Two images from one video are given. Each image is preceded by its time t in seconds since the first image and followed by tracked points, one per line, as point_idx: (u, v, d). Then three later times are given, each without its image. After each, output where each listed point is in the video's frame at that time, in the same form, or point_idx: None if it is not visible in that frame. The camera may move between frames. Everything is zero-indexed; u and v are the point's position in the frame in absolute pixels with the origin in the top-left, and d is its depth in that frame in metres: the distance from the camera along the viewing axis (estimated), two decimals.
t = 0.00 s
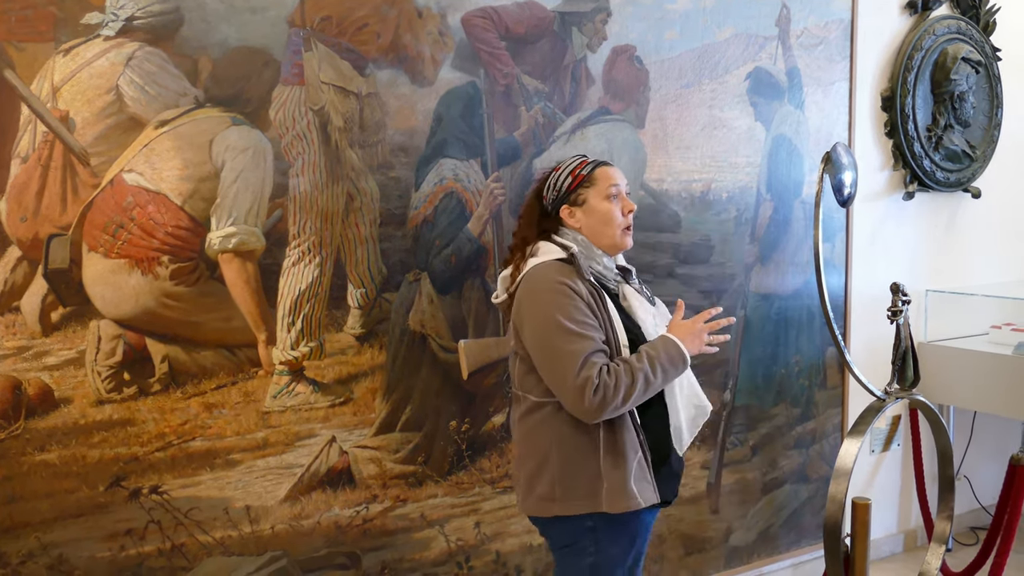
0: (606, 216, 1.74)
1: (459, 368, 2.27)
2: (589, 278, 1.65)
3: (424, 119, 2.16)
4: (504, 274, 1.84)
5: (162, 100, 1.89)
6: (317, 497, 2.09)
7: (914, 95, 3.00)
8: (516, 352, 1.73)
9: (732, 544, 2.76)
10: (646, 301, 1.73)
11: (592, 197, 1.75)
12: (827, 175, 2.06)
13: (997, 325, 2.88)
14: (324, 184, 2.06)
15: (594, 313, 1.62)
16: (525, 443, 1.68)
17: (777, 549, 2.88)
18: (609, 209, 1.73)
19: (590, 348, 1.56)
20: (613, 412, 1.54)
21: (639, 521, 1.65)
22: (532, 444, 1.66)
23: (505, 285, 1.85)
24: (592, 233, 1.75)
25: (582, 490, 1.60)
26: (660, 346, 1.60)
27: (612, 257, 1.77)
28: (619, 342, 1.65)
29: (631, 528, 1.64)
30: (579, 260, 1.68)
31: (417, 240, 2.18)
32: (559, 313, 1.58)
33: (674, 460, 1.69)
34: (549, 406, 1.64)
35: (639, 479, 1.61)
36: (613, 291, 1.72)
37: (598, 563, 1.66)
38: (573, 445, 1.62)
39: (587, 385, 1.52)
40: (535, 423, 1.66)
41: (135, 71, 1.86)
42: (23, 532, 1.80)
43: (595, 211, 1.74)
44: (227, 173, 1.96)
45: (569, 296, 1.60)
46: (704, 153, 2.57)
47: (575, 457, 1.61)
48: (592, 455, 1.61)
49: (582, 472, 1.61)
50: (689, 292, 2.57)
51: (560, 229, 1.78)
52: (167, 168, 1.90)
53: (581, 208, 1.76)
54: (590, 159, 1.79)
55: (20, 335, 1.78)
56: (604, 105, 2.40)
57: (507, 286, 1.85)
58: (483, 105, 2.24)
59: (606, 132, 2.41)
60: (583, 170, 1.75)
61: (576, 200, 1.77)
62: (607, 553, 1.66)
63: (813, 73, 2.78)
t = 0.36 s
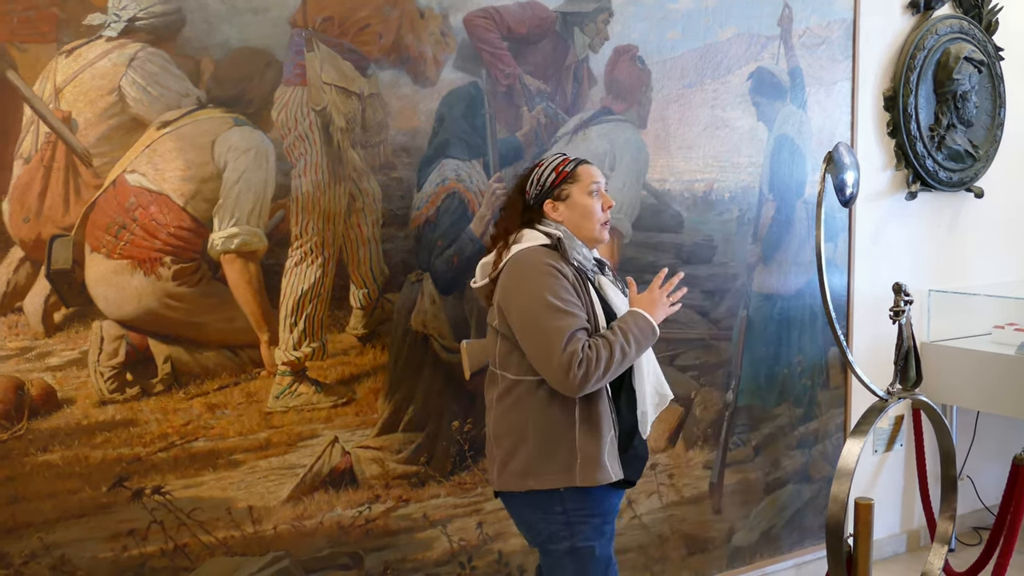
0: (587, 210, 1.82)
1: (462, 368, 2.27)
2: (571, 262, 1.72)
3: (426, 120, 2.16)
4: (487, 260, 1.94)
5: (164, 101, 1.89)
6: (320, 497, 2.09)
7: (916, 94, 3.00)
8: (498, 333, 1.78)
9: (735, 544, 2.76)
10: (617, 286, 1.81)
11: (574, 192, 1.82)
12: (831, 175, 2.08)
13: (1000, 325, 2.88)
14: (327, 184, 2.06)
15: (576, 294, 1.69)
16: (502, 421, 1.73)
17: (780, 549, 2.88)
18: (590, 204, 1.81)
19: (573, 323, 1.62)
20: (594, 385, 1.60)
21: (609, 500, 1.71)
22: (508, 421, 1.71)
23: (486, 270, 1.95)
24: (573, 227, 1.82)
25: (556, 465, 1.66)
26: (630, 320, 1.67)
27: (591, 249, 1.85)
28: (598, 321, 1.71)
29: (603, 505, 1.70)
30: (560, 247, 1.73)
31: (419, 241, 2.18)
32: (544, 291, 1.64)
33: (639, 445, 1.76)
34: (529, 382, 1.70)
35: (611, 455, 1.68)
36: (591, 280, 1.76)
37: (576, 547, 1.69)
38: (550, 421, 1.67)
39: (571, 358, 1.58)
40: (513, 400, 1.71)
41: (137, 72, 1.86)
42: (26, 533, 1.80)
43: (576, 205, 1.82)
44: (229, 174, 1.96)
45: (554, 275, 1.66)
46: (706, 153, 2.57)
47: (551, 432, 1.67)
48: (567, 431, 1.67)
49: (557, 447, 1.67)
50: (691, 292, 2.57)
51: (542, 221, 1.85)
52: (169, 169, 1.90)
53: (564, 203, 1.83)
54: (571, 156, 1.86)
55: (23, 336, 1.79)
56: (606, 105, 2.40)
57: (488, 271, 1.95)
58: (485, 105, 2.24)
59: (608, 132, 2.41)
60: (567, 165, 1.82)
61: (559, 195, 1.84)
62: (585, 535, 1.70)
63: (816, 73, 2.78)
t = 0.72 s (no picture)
0: (578, 210, 1.82)
1: (465, 369, 2.27)
2: (565, 256, 1.72)
3: (429, 120, 2.16)
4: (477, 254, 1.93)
5: (168, 102, 1.89)
6: (323, 497, 2.09)
7: (920, 94, 2.99)
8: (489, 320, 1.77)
9: (738, 544, 2.76)
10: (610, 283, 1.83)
11: (567, 191, 1.83)
12: (834, 175, 2.08)
13: (1003, 325, 2.89)
14: (330, 184, 2.06)
15: (570, 287, 1.69)
16: (497, 412, 1.73)
17: (783, 550, 2.88)
18: (580, 203, 1.82)
19: (568, 316, 1.62)
20: (585, 377, 1.61)
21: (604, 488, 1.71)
22: (503, 411, 1.71)
23: (477, 266, 1.94)
24: (564, 225, 1.82)
25: (552, 452, 1.67)
26: (624, 323, 1.69)
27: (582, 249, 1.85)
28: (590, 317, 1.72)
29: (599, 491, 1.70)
30: (553, 242, 1.74)
31: (422, 241, 2.18)
32: (540, 281, 1.64)
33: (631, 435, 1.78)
34: (523, 372, 1.70)
35: (605, 441, 1.68)
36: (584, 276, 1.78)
37: (574, 535, 1.69)
38: (544, 410, 1.68)
39: (566, 349, 1.58)
40: (507, 390, 1.71)
41: (141, 72, 1.86)
42: (30, 532, 1.80)
43: (569, 204, 1.82)
44: (232, 174, 1.96)
45: (550, 267, 1.67)
46: (709, 153, 2.57)
47: (546, 421, 1.68)
48: (561, 419, 1.68)
49: (552, 435, 1.67)
50: (694, 292, 2.57)
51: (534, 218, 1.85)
52: (172, 169, 1.90)
53: (556, 201, 1.84)
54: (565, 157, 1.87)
55: (27, 336, 1.79)
56: (609, 105, 2.40)
57: (479, 266, 1.94)
58: (488, 105, 2.24)
59: (611, 132, 2.41)
60: (560, 165, 1.83)
61: (551, 194, 1.84)
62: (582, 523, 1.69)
63: (819, 73, 2.78)
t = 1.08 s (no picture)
0: (578, 209, 1.82)
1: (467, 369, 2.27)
2: (568, 254, 1.73)
3: (430, 120, 2.16)
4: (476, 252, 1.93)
5: (169, 103, 1.89)
6: (325, 498, 2.09)
7: (922, 94, 2.99)
8: (492, 321, 1.76)
9: (741, 544, 2.76)
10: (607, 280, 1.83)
11: (567, 190, 1.83)
12: (832, 175, 2.08)
13: (1005, 324, 2.86)
14: (331, 185, 2.06)
15: (575, 284, 1.70)
16: (501, 408, 1.72)
17: (786, 549, 2.88)
18: (580, 202, 1.82)
19: (575, 312, 1.63)
20: (592, 372, 1.61)
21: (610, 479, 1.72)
22: (508, 408, 1.71)
23: (473, 263, 1.93)
24: (563, 224, 1.83)
25: (560, 447, 1.67)
26: (628, 320, 1.70)
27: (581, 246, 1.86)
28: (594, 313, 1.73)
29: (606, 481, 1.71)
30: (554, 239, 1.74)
31: (424, 241, 2.18)
32: (546, 278, 1.64)
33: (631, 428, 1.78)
34: (527, 368, 1.70)
35: (612, 435, 1.70)
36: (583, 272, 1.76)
37: (583, 529, 1.69)
38: (550, 405, 1.68)
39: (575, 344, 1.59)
40: (512, 387, 1.71)
41: (142, 73, 1.86)
42: (32, 533, 1.80)
43: (568, 202, 1.83)
44: (234, 175, 1.96)
45: (555, 264, 1.67)
46: (710, 153, 2.57)
47: (552, 416, 1.68)
48: (567, 414, 1.69)
49: (559, 430, 1.68)
50: (696, 292, 2.57)
51: (534, 217, 1.85)
52: (174, 170, 1.90)
53: (556, 200, 1.83)
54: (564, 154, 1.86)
55: (29, 337, 1.79)
56: (610, 106, 2.40)
57: (476, 265, 1.93)
58: (489, 106, 2.24)
59: (612, 133, 2.41)
60: (560, 164, 1.83)
61: (551, 192, 1.83)
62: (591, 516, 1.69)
63: (820, 72, 2.78)
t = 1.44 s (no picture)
0: (584, 209, 1.83)
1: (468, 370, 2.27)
2: (578, 254, 1.73)
3: (433, 121, 2.16)
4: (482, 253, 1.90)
5: (172, 103, 1.89)
6: (327, 498, 2.09)
7: (924, 95, 2.99)
8: (504, 323, 1.75)
9: (742, 545, 2.76)
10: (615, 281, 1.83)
11: (573, 190, 1.83)
12: (835, 177, 2.08)
13: (1007, 326, 2.85)
14: (334, 185, 2.07)
15: (586, 284, 1.70)
16: (515, 409, 1.71)
17: (787, 551, 2.88)
18: (586, 202, 1.83)
19: (587, 311, 1.63)
20: (604, 372, 1.61)
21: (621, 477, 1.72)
22: (522, 410, 1.70)
23: (477, 266, 1.90)
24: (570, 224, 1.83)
25: (575, 447, 1.67)
26: (639, 318, 1.70)
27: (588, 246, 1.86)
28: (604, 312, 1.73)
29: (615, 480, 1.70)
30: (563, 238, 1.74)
31: (426, 241, 2.18)
32: (557, 278, 1.65)
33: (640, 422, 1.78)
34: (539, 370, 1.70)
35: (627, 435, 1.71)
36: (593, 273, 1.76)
37: (599, 528, 1.69)
38: (565, 406, 1.68)
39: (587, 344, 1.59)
40: (525, 389, 1.70)
41: (145, 74, 1.86)
42: (35, 533, 1.80)
43: (575, 203, 1.83)
44: (237, 175, 1.97)
45: (565, 264, 1.67)
46: (713, 154, 2.57)
47: (566, 416, 1.68)
48: (582, 414, 1.69)
49: (573, 431, 1.68)
50: (698, 293, 2.57)
51: (540, 217, 1.85)
52: (177, 170, 1.91)
53: (562, 200, 1.84)
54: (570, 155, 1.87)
55: (32, 337, 1.79)
56: (612, 107, 2.40)
57: (480, 267, 1.90)
58: (491, 107, 2.24)
59: (615, 134, 2.41)
60: (566, 164, 1.83)
61: (558, 193, 1.84)
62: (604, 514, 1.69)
63: (823, 74, 2.78)
